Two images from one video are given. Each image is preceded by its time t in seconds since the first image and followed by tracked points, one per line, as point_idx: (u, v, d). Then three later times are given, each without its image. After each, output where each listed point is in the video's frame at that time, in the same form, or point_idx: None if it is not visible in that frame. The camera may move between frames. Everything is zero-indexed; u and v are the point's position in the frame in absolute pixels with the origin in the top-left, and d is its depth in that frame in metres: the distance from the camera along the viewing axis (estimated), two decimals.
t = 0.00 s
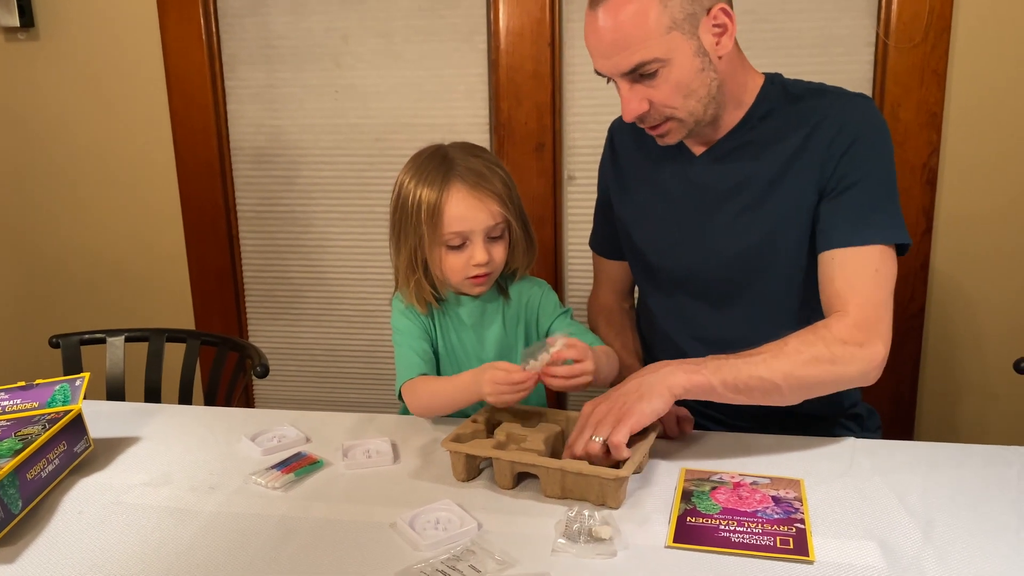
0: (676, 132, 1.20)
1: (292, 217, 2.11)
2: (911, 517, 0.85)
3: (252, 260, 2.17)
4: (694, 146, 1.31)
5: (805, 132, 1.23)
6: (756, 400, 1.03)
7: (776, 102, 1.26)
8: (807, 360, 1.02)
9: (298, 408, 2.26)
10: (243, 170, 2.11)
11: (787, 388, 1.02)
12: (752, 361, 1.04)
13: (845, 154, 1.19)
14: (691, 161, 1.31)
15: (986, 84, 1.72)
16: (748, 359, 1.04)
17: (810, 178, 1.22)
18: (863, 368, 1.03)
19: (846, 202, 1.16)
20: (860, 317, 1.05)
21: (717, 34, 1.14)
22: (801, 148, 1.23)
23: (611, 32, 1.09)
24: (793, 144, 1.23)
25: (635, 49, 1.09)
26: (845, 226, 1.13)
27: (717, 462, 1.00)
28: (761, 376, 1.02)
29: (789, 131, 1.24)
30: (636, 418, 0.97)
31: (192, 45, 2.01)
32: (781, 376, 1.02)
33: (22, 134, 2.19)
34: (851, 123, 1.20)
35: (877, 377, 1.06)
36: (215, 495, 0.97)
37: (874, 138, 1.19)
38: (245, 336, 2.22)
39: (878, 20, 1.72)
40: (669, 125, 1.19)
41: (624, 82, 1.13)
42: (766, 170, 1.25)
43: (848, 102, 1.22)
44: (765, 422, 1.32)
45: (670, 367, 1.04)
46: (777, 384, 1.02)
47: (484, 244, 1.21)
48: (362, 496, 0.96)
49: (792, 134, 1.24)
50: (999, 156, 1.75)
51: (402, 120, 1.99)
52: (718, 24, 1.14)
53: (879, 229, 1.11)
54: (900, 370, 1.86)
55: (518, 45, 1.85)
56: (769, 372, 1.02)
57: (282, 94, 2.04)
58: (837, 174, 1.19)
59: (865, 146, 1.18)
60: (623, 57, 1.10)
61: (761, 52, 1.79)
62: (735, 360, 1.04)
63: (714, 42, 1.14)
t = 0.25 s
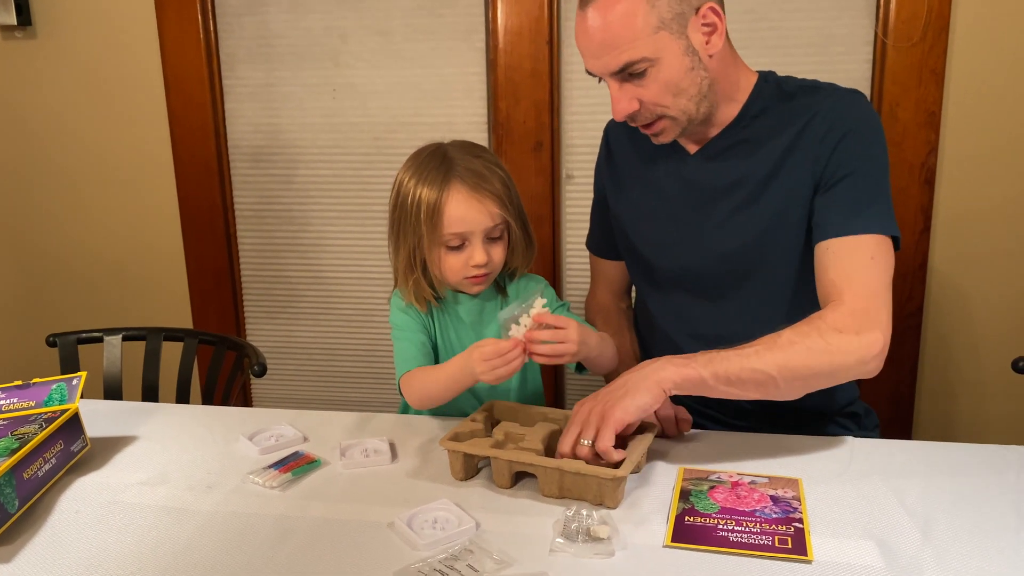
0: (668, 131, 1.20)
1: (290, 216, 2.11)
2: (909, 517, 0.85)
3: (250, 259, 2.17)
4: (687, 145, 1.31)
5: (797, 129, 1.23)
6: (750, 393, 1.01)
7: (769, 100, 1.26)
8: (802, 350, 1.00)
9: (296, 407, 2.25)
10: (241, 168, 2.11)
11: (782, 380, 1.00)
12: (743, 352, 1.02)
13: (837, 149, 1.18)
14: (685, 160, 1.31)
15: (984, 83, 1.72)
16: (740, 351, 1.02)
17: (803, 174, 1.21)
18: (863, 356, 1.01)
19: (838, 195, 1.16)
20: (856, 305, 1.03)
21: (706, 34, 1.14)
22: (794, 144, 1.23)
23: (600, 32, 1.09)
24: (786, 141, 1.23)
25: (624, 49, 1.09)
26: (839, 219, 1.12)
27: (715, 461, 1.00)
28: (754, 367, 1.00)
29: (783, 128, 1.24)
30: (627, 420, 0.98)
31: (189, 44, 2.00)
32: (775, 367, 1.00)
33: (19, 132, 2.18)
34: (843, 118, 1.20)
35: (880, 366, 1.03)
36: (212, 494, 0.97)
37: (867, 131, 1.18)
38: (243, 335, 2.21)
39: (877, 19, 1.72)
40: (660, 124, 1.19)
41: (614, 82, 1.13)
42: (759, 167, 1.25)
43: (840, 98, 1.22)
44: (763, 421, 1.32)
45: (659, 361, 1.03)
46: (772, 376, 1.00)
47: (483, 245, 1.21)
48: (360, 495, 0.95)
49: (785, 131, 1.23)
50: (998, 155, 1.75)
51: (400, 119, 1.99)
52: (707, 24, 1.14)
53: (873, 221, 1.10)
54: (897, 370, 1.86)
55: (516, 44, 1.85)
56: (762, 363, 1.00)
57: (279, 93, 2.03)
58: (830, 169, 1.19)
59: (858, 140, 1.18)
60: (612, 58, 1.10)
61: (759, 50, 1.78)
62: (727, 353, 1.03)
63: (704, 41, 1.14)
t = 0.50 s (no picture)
0: (665, 128, 1.20)
1: (289, 214, 2.11)
2: (909, 516, 0.85)
3: (248, 258, 2.17)
4: (684, 143, 1.31)
5: (793, 126, 1.23)
6: (751, 389, 1.01)
7: (765, 98, 1.26)
8: (803, 344, 0.99)
9: (294, 405, 2.25)
10: (239, 166, 2.10)
11: (784, 374, 0.99)
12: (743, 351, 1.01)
13: (833, 145, 1.18)
14: (682, 158, 1.31)
15: (984, 81, 1.72)
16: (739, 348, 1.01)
17: (800, 171, 1.21)
18: (866, 348, 0.99)
19: (834, 190, 1.15)
20: (856, 297, 1.01)
21: (702, 30, 1.14)
22: (791, 141, 1.23)
23: (596, 30, 1.09)
24: (782, 138, 1.23)
25: (620, 47, 1.09)
26: (836, 212, 1.11)
27: (714, 460, 1.00)
28: (754, 364, 1.00)
29: (779, 126, 1.24)
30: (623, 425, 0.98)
31: (187, 41, 2.00)
32: (776, 362, 0.99)
33: (17, 130, 2.18)
34: (839, 115, 1.20)
35: (885, 359, 1.01)
36: (210, 493, 0.97)
37: (863, 127, 1.18)
38: (242, 333, 2.21)
39: (876, 17, 1.71)
40: (657, 121, 1.19)
41: (611, 80, 1.13)
42: (757, 164, 1.25)
43: (837, 94, 1.22)
44: (762, 420, 1.32)
45: (659, 363, 1.03)
46: (773, 371, 0.99)
47: (475, 244, 1.21)
48: (359, 494, 0.95)
49: (782, 128, 1.24)
50: (997, 153, 1.75)
51: (398, 117, 1.99)
52: (702, 20, 1.13)
53: (870, 213, 1.09)
54: (896, 368, 1.86)
55: (515, 42, 1.85)
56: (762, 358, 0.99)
57: (278, 91, 2.03)
58: (827, 165, 1.19)
59: (854, 136, 1.17)
60: (608, 56, 1.10)
61: (758, 49, 1.78)
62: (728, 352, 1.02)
63: (700, 38, 1.14)
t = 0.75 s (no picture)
0: (666, 126, 1.20)
1: (288, 212, 2.10)
2: (910, 515, 0.85)
3: (247, 256, 2.16)
4: (684, 141, 1.31)
5: (793, 124, 1.22)
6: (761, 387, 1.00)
7: (765, 96, 1.25)
8: (811, 342, 0.98)
9: (293, 403, 2.25)
10: (238, 164, 2.10)
11: (792, 372, 0.98)
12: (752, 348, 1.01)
13: (834, 143, 1.18)
14: (682, 157, 1.31)
15: (984, 79, 1.71)
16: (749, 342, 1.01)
17: (800, 169, 1.21)
18: (873, 348, 0.98)
19: (835, 188, 1.15)
20: (863, 295, 1.01)
21: (702, 26, 1.14)
22: (791, 139, 1.22)
23: (597, 28, 1.08)
24: (782, 136, 1.23)
25: (622, 45, 1.09)
26: (838, 211, 1.11)
27: (715, 458, 1.00)
28: (762, 361, 0.99)
29: (779, 123, 1.24)
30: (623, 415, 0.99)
31: (186, 39, 1.99)
32: (784, 360, 0.98)
33: (15, 127, 2.17)
34: (839, 112, 1.19)
35: (890, 360, 1.00)
36: (210, 491, 0.97)
37: (864, 125, 1.18)
38: (241, 331, 2.21)
39: (877, 15, 1.71)
40: (659, 119, 1.18)
41: (612, 78, 1.12)
42: (756, 163, 1.24)
43: (836, 92, 1.22)
44: (762, 418, 1.32)
45: (667, 358, 1.02)
46: (782, 369, 0.98)
47: (463, 242, 1.20)
48: (359, 493, 0.95)
49: (782, 126, 1.23)
50: (997, 152, 1.75)
51: (398, 114, 1.98)
52: (702, 16, 1.14)
53: (873, 211, 1.08)
54: (895, 366, 1.86)
55: (515, 40, 1.84)
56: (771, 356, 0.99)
57: (277, 89, 2.02)
58: (827, 162, 1.18)
59: (854, 133, 1.17)
60: (609, 53, 1.09)
61: (758, 46, 1.78)
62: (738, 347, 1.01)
63: (700, 35, 1.14)
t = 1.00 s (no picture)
0: (664, 124, 1.19)
1: (287, 210, 2.10)
2: (912, 513, 0.85)
3: (246, 254, 2.16)
4: (682, 139, 1.31)
5: (792, 122, 1.22)
6: (779, 374, 0.96)
7: (765, 93, 1.25)
8: (830, 337, 0.96)
9: (293, 401, 2.24)
10: (237, 162, 2.09)
11: (808, 366, 0.96)
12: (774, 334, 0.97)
13: (835, 141, 1.18)
14: (682, 154, 1.31)
15: (985, 78, 1.71)
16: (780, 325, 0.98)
17: (801, 167, 1.21)
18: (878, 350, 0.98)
19: (837, 188, 1.15)
20: (875, 293, 1.00)
21: (701, 23, 1.14)
22: (790, 137, 1.22)
23: (595, 23, 1.08)
24: (782, 134, 1.22)
25: (619, 40, 1.08)
26: (841, 211, 1.11)
27: (716, 456, 1.00)
28: (783, 351, 0.95)
29: (778, 121, 1.23)
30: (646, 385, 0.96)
31: (184, 37, 1.99)
32: (804, 353, 0.96)
33: (13, 126, 2.17)
34: (840, 111, 1.19)
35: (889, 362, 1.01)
36: (210, 490, 0.96)
37: (865, 123, 1.17)
38: (240, 330, 2.20)
39: (877, 13, 1.71)
40: (657, 116, 1.17)
41: (610, 74, 1.12)
42: (756, 161, 1.24)
43: (837, 90, 1.21)
44: (762, 417, 1.32)
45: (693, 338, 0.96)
46: (800, 363, 0.96)
47: (449, 235, 1.20)
48: (359, 491, 0.95)
49: (782, 125, 1.23)
50: (996, 150, 1.75)
51: (397, 112, 1.98)
52: (701, 13, 1.13)
53: (878, 211, 1.08)
54: (895, 364, 1.86)
55: (514, 37, 1.84)
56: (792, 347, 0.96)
57: (275, 86, 2.02)
58: (829, 160, 1.18)
59: (855, 131, 1.17)
60: (607, 49, 1.09)
61: (758, 45, 1.78)
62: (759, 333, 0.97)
63: (698, 32, 1.14)
